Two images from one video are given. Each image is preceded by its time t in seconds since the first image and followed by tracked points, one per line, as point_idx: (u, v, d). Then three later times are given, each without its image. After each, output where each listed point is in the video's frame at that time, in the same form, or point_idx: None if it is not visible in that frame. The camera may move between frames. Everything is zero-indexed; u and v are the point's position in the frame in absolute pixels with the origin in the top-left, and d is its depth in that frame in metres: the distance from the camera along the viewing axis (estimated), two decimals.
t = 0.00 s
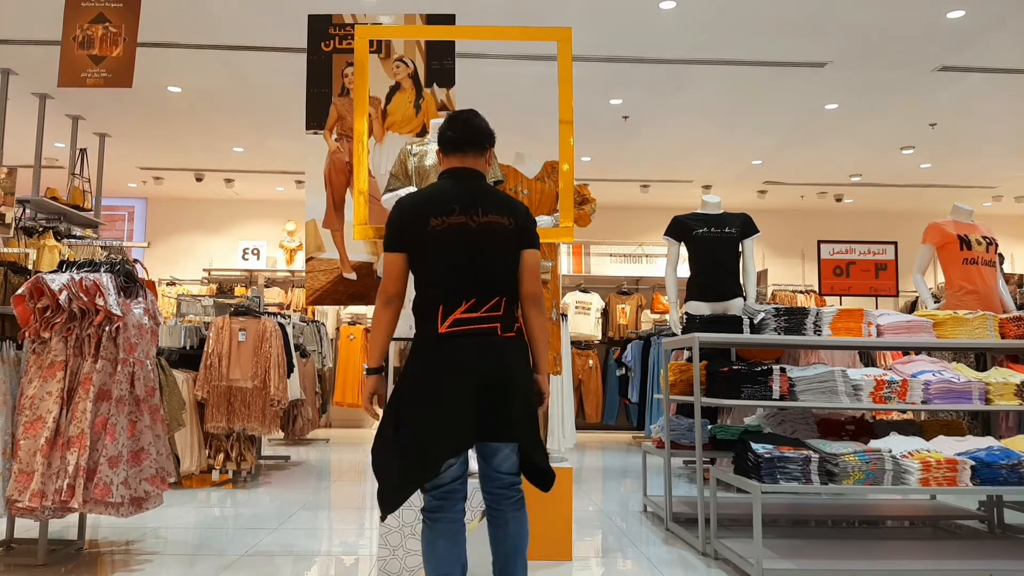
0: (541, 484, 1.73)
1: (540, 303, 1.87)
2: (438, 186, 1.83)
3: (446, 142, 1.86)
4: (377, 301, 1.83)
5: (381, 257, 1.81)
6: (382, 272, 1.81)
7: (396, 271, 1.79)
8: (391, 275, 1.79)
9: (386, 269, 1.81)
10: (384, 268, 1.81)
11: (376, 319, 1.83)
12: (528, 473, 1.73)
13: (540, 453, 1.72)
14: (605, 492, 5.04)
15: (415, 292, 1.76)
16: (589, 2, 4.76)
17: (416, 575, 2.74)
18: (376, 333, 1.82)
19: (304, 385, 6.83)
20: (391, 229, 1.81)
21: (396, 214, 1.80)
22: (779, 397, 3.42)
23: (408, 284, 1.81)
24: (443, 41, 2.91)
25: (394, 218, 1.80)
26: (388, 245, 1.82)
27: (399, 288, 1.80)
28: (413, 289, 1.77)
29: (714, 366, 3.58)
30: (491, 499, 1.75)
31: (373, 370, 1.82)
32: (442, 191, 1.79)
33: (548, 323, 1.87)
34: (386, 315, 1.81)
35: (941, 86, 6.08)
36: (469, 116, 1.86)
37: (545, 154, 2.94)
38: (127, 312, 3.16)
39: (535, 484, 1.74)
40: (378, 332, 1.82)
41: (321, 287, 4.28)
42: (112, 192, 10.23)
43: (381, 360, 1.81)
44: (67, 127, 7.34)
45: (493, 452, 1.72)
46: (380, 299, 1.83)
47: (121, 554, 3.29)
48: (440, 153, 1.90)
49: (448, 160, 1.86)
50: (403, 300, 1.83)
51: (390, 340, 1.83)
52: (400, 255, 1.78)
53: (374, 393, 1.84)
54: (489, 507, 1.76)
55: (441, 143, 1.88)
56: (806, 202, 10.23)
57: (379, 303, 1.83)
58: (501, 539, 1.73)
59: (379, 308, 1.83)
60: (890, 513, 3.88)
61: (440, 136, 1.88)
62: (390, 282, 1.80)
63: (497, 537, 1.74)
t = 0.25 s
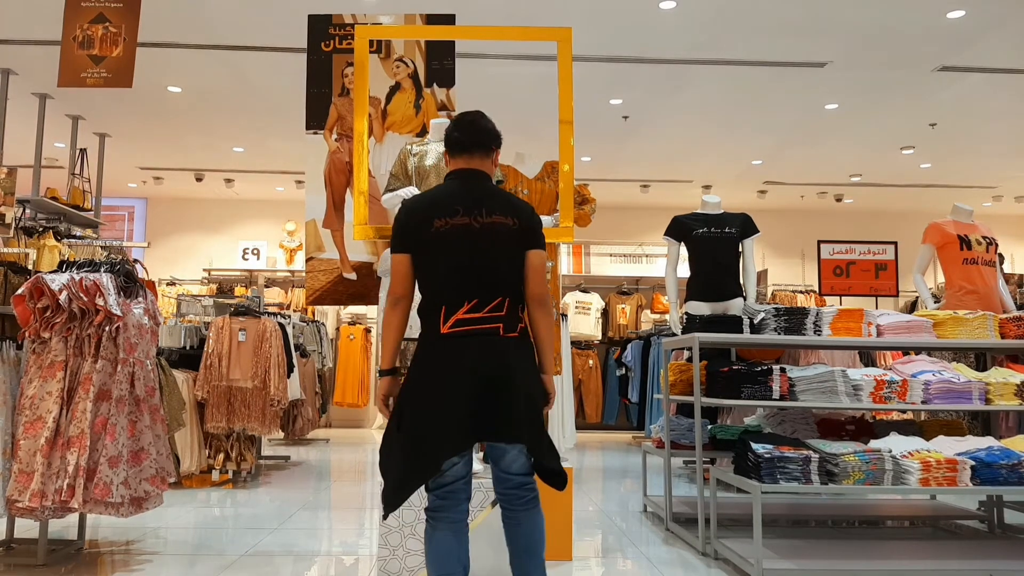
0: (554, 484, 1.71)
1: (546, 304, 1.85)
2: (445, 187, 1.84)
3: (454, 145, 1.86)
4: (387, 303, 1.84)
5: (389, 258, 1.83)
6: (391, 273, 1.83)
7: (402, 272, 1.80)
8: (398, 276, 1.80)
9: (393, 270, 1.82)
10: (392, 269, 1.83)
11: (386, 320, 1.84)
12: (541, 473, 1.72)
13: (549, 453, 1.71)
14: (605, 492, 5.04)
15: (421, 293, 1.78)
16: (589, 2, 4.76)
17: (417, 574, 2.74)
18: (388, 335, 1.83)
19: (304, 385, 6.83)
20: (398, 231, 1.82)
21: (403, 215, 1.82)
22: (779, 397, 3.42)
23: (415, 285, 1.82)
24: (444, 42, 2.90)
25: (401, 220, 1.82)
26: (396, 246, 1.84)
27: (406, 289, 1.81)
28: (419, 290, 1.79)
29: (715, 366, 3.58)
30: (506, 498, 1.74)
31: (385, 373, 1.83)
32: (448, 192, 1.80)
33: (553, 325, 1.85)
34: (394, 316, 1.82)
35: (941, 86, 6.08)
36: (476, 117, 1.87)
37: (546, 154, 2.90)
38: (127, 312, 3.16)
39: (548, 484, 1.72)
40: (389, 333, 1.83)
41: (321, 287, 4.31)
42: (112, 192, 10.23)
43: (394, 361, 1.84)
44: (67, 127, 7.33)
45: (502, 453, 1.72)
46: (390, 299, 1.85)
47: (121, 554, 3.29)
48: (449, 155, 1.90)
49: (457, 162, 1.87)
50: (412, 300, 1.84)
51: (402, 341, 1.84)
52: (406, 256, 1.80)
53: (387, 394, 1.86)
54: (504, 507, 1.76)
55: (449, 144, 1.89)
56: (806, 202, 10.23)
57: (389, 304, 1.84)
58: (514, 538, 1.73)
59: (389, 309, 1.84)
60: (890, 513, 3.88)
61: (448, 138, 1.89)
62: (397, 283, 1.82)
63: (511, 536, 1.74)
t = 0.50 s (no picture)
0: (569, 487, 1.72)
1: (560, 307, 1.83)
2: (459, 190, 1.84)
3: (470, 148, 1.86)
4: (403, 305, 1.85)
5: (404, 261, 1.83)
6: (406, 275, 1.83)
7: (416, 275, 1.81)
8: (414, 278, 1.81)
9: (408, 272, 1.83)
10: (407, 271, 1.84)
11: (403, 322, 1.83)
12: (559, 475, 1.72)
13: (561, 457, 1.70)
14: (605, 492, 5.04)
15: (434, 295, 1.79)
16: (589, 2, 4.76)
17: (417, 574, 2.74)
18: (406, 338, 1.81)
19: (304, 385, 6.83)
20: (413, 233, 1.83)
21: (418, 218, 1.83)
22: (779, 397, 3.42)
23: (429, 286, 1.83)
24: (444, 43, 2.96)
25: (416, 222, 1.83)
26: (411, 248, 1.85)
27: (421, 292, 1.82)
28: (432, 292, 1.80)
29: (715, 366, 3.58)
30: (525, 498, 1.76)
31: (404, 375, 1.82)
32: (461, 195, 1.80)
33: (569, 328, 1.84)
34: (411, 318, 1.81)
35: (941, 86, 6.08)
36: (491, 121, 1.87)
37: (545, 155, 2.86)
38: (127, 312, 3.16)
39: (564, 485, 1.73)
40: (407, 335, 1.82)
41: (321, 287, 4.33)
42: (112, 192, 10.23)
43: (412, 364, 1.82)
44: (67, 127, 7.33)
45: (515, 456, 1.73)
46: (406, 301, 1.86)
47: (121, 554, 3.29)
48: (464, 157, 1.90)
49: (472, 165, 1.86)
50: (427, 302, 1.84)
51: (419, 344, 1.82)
52: (420, 258, 1.80)
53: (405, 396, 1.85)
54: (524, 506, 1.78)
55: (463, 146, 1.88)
56: (806, 202, 10.23)
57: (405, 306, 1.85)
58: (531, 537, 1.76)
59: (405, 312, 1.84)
60: (890, 513, 3.88)
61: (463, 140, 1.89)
62: (412, 285, 1.83)
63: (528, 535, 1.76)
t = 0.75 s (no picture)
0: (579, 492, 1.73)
1: (573, 308, 1.83)
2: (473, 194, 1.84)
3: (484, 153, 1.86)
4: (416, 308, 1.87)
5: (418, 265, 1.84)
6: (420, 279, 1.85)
7: (430, 279, 1.82)
8: (427, 282, 1.82)
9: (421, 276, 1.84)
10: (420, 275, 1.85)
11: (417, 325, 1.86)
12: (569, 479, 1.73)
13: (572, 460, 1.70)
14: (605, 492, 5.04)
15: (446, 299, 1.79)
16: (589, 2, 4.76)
17: (417, 574, 2.74)
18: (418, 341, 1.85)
19: (304, 385, 6.83)
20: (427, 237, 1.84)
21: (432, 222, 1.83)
22: (779, 397, 3.41)
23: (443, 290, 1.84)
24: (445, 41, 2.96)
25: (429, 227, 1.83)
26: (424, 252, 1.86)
27: (434, 296, 1.83)
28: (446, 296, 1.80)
29: (715, 366, 3.59)
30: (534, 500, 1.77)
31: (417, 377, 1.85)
32: (474, 199, 1.80)
33: (582, 329, 1.84)
34: (424, 322, 1.83)
35: (941, 86, 6.08)
36: (504, 127, 1.87)
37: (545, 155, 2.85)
38: (127, 312, 3.16)
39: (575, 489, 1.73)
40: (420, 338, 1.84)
41: (321, 287, 4.33)
42: (112, 192, 10.23)
43: (424, 365, 1.85)
44: (67, 127, 7.33)
45: (525, 459, 1.74)
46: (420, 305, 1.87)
47: (121, 554, 3.29)
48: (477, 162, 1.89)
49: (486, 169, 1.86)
50: (440, 305, 1.85)
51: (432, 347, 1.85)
52: (433, 263, 1.81)
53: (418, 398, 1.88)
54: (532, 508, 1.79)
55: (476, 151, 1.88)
56: (806, 202, 10.23)
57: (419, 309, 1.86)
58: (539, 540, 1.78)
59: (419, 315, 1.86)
60: (890, 513, 3.88)
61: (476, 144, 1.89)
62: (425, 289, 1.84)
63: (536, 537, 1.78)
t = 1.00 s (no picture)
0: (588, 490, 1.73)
1: (587, 308, 1.84)
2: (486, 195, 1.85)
3: (496, 155, 1.87)
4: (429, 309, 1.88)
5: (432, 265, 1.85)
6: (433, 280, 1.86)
7: (444, 279, 1.83)
8: (440, 282, 1.83)
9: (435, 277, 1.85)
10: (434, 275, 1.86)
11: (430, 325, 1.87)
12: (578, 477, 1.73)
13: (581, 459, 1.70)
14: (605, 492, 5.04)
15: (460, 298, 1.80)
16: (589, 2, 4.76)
17: (417, 574, 2.74)
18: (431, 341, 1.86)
19: (304, 385, 6.83)
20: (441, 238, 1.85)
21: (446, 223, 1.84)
22: (779, 397, 3.41)
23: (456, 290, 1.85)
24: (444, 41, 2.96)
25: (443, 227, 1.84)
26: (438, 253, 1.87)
27: (447, 296, 1.84)
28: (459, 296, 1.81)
29: (715, 366, 3.59)
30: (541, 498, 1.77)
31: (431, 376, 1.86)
32: (487, 200, 1.81)
33: (598, 329, 1.84)
34: (437, 323, 1.84)
35: (941, 86, 6.08)
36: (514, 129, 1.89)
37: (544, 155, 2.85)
38: (127, 312, 3.16)
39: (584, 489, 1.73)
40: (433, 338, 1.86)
41: (321, 287, 4.33)
42: (112, 192, 10.23)
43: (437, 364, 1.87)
44: (66, 127, 7.33)
45: (534, 457, 1.75)
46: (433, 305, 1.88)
47: (121, 554, 3.29)
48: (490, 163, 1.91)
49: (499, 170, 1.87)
50: (453, 306, 1.86)
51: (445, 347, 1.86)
52: (447, 263, 1.82)
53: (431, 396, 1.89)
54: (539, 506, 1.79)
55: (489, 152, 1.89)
56: (806, 202, 10.23)
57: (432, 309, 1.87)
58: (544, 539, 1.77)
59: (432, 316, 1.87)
60: (890, 513, 3.88)
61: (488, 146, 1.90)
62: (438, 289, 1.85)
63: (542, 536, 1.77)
